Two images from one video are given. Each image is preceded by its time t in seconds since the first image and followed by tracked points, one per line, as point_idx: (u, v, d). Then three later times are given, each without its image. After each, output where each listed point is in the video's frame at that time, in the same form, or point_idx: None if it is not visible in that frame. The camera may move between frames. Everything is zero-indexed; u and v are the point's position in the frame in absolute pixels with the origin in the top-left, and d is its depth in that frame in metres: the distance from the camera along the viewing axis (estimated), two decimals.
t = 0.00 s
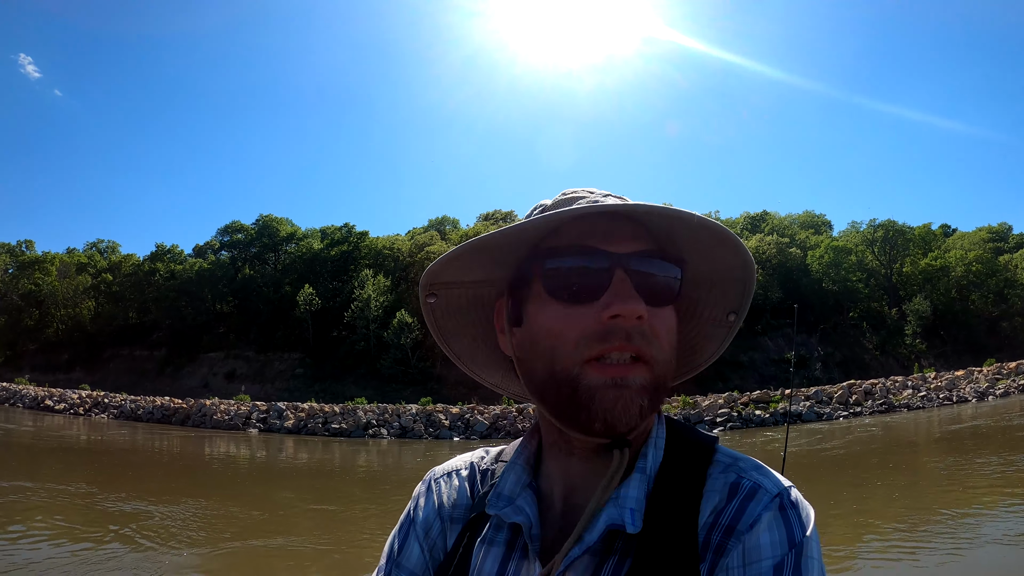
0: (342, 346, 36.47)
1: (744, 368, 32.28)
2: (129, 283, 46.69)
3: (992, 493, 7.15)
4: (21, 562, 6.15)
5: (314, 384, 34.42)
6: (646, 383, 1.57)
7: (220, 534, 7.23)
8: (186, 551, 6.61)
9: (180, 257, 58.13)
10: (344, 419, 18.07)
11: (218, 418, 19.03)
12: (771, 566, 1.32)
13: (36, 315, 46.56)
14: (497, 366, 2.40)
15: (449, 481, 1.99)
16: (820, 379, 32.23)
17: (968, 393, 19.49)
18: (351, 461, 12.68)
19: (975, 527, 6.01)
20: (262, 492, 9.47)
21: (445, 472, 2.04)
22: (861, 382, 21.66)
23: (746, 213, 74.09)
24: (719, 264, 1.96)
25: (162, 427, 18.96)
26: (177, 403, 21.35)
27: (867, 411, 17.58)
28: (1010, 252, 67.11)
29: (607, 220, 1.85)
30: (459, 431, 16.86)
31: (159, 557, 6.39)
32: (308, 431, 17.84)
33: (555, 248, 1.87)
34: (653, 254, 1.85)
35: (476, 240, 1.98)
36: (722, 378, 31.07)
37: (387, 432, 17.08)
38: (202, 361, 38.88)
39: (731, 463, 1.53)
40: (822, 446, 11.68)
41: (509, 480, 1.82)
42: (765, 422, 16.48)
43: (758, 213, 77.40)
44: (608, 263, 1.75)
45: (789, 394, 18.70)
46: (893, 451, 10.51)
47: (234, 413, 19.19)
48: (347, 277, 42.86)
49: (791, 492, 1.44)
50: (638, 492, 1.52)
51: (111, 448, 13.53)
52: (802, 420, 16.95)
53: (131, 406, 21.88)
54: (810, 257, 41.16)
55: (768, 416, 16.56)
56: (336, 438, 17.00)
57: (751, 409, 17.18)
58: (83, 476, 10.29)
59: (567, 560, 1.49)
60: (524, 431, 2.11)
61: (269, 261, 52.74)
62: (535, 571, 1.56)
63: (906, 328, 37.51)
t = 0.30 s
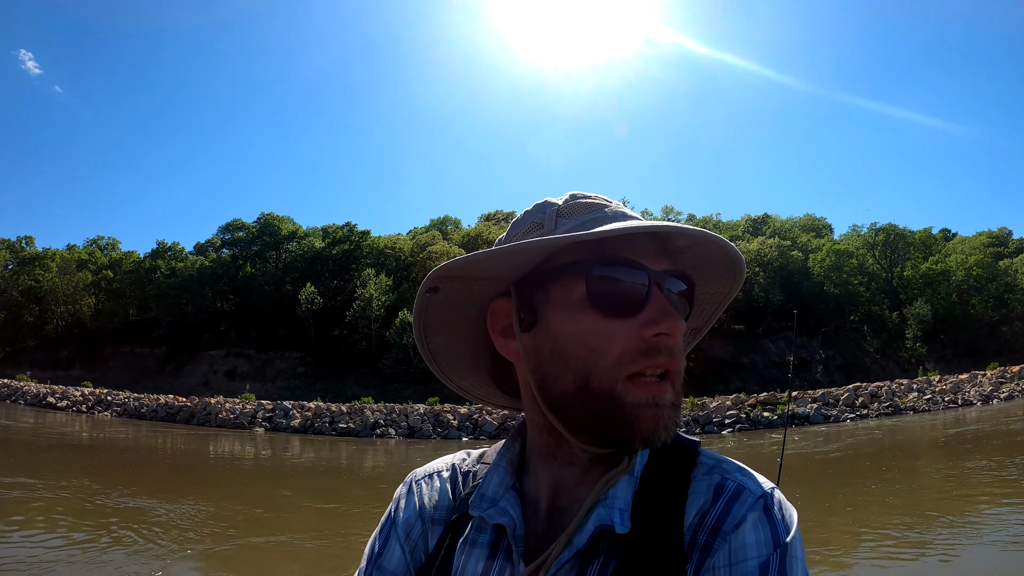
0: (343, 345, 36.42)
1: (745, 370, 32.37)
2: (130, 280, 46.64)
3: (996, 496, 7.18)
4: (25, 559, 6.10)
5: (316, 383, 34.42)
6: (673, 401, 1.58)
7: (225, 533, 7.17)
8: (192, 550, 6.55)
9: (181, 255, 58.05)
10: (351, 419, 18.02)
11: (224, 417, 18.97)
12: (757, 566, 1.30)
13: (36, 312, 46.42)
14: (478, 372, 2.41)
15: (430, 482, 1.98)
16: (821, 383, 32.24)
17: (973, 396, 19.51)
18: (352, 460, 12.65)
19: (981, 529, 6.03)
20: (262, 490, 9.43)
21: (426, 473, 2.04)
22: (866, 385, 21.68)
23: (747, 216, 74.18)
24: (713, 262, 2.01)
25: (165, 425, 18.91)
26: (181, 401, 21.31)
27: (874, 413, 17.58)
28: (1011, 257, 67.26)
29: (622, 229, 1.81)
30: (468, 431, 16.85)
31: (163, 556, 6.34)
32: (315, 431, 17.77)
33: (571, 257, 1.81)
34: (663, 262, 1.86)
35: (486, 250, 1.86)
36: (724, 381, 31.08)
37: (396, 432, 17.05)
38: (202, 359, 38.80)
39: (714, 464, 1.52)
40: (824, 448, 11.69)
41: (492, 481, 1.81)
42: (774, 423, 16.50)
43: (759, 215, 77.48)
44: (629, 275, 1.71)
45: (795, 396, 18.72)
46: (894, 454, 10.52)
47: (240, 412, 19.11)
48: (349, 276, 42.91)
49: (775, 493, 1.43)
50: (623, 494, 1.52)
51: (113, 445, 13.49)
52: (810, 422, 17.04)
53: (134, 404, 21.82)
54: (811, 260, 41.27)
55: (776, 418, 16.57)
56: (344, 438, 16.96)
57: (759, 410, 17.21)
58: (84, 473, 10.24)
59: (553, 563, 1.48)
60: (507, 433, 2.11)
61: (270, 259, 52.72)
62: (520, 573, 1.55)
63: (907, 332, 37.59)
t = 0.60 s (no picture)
0: (343, 343, 36.37)
1: (746, 374, 32.38)
2: (131, 276, 46.58)
3: (1002, 502, 7.17)
4: (31, 555, 6.05)
5: (317, 381, 34.39)
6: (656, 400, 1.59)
7: (229, 531, 7.10)
8: (197, 548, 6.47)
9: (183, 251, 58.00)
10: (358, 418, 17.94)
11: (229, 415, 18.86)
12: (745, 565, 1.30)
13: (36, 306, 46.31)
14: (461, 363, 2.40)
15: (413, 478, 1.98)
16: (822, 387, 32.24)
17: (977, 401, 19.53)
18: (352, 459, 12.59)
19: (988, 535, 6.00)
20: (262, 487, 9.39)
21: (409, 469, 2.03)
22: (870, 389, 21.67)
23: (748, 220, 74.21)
24: (705, 267, 2.02)
25: (168, 422, 18.83)
26: (184, 398, 21.22)
27: (879, 417, 17.59)
28: (1012, 263, 67.32)
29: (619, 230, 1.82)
30: (475, 431, 16.80)
31: (166, 554, 6.25)
32: (321, 430, 17.64)
33: (565, 254, 1.80)
34: (656, 265, 1.86)
35: (479, 244, 1.86)
36: (725, 384, 31.07)
37: (403, 432, 16.99)
38: (202, 355, 38.69)
39: (702, 464, 1.52)
40: (827, 452, 11.67)
41: (477, 477, 1.80)
42: (781, 426, 16.35)
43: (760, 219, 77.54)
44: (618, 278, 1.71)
45: (801, 399, 18.72)
46: (898, 458, 10.49)
47: (245, 410, 19.01)
48: (350, 274, 42.89)
49: (763, 496, 1.42)
50: (609, 492, 1.52)
51: (115, 441, 13.45)
52: (816, 425, 16.92)
53: (137, 400, 21.74)
54: (813, 264, 41.39)
55: (783, 421, 16.57)
56: (351, 436, 16.87)
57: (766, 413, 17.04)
58: (85, 468, 10.19)
59: (540, 561, 1.48)
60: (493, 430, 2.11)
61: (271, 256, 52.68)
62: (505, 571, 1.55)
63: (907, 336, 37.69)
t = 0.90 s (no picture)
0: (340, 343, 36.26)
1: (743, 377, 32.42)
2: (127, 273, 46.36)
3: (1000, 506, 7.20)
4: (36, 552, 6.00)
5: (314, 380, 34.27)
6: (654, 395, 1.59)
7: (231, 530, 7.03)
8: (199, 548, 6.40)
9: (180, 249, 57.81)
10: (361, 418, 17.86)
11: (230, 415, 18.74)
12: (739, 565, 1.29)
13: (32, 302, 46.04)
14: (454, 360, 2.40)
15: (405, 476, 1.97)
16: (819, 390, 32.34)
17: (977, 405, 19.66)
18: (350, 458, 12.54)
19: (990, 539, 6.00)
20: (257, 486, 9.35)
21: (401, 467, 2.02)
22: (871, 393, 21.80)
23: (745, 223, 74.50)
24: (696, 265, 2.02)
25: (167, 420, 18.71)
26: (184, 397, 21.11)
27: (881, 420, 17.69)
28: (1007, 270, 67.75)
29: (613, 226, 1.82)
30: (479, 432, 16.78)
31: (169, 554, 6.17)
32: (323, 430, 17.55)
33: (558, 251, 1.80)
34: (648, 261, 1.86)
35: (470, 240, 1.86)
36: (722, 387, 31.11)
37: (407, 432, 16.90)
38: (198, 353, 38.49)
39: (693, 464, 1.50)
40: (825, 455, 11.70)
41: (470, 476, 1.80)
42: (784, 429, 16.60)
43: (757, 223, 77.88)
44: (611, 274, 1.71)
45: (803, 402, 18.81)
46: (898, 462, 10.53)
47: (246, 410, 18.91)
48: (348, 273, 42.84)
49: (755, 494, 1.41)
50: (603, 491, 1.51)
51: (114, 439, 13.38)
52: (819, 428, 16.92)
53: (135, 399, 21.63)
54: (810, 269, 41.62)
55: (786, 423, 16.70)
56: (355, 437, 16.77)
57: (769, 416, 17.26)
58: (82, 465, 10.13)
59: (532, 560, 1.47)
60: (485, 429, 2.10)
61: (268, 254, 52.55)
62: (496, 568, 1.55)
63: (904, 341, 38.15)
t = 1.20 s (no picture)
0: (335, 342, 36.12)
1: (737, 381, 32.48)
2: (121, 269, 46.08)
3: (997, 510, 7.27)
4: (39, 549, 5.91)
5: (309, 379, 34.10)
6: (499, 387, 1.62)
7: (233, 530, 6.93)
8: (200, 548, 6.30)
9: (174, 245, 57.48)
10: (361, 418, 17.77)
11: (228, 413, 18.59)
12: (750, 565, 1.34)
13: (23, 297, 45.60)
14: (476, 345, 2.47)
15: (415, 466, 1.96)
16: (812, 395, 32.49)
17: (973, 410, 19.85)
18: (349, 458, 12.47)
19: (988, 541, 6.07)
20: (255, 484, 9.28)
21: (410, 457, 2.01)
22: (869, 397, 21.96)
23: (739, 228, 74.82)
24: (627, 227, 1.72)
25: (163, 418, 18.56)
26: (181, 394, 20.93)
27: (879, 424, 17.83)
28: (999, 278, 68.31)
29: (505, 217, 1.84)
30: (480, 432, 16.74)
31: (171, 553, 6.08)
32: (323, 429, 17.46)
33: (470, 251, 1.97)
34: (548, 243, 1.78)
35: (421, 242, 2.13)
36: (716, 391, 31.18)
37: (408, 432, 16.82)
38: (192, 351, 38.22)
39: (705, 464, 1.56)
40: (821, 459, 11.75)
41: (478, 466, 1.78)
42: (784, 432, 16.77)
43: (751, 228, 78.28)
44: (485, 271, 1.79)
45: (801, 406, 18.94)
46: (897, 466, 10.59)
47: (244, 409, 18.78)
48: (343, 272, 42.78)
49: (764, 496, 1.48)
50: (614, 484, 1.51)
51: (109, 436, 13.25)
52: (818, 432, 17.06)
53: (132, 396, 21.43)
54: (804, 274, 41.83)
55: (786, 427, 16.81)
56: (355, 436, 16.67)
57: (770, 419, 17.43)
58: (79, 462, 10.01)
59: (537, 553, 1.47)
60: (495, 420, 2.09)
61: (262, 252, 52.36)
62: (504, 561, 1.55)
63: (896, 347, 39.23)
